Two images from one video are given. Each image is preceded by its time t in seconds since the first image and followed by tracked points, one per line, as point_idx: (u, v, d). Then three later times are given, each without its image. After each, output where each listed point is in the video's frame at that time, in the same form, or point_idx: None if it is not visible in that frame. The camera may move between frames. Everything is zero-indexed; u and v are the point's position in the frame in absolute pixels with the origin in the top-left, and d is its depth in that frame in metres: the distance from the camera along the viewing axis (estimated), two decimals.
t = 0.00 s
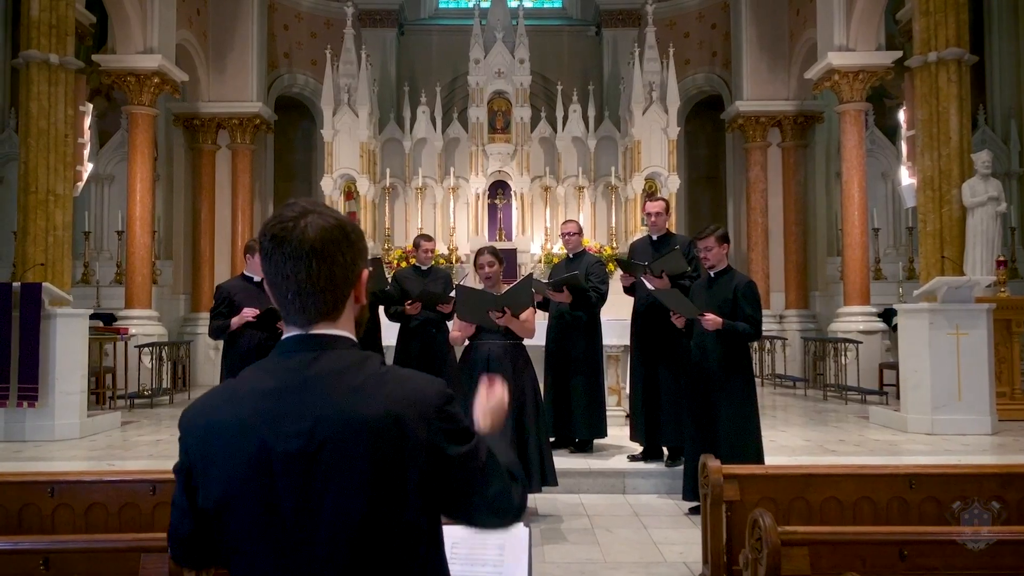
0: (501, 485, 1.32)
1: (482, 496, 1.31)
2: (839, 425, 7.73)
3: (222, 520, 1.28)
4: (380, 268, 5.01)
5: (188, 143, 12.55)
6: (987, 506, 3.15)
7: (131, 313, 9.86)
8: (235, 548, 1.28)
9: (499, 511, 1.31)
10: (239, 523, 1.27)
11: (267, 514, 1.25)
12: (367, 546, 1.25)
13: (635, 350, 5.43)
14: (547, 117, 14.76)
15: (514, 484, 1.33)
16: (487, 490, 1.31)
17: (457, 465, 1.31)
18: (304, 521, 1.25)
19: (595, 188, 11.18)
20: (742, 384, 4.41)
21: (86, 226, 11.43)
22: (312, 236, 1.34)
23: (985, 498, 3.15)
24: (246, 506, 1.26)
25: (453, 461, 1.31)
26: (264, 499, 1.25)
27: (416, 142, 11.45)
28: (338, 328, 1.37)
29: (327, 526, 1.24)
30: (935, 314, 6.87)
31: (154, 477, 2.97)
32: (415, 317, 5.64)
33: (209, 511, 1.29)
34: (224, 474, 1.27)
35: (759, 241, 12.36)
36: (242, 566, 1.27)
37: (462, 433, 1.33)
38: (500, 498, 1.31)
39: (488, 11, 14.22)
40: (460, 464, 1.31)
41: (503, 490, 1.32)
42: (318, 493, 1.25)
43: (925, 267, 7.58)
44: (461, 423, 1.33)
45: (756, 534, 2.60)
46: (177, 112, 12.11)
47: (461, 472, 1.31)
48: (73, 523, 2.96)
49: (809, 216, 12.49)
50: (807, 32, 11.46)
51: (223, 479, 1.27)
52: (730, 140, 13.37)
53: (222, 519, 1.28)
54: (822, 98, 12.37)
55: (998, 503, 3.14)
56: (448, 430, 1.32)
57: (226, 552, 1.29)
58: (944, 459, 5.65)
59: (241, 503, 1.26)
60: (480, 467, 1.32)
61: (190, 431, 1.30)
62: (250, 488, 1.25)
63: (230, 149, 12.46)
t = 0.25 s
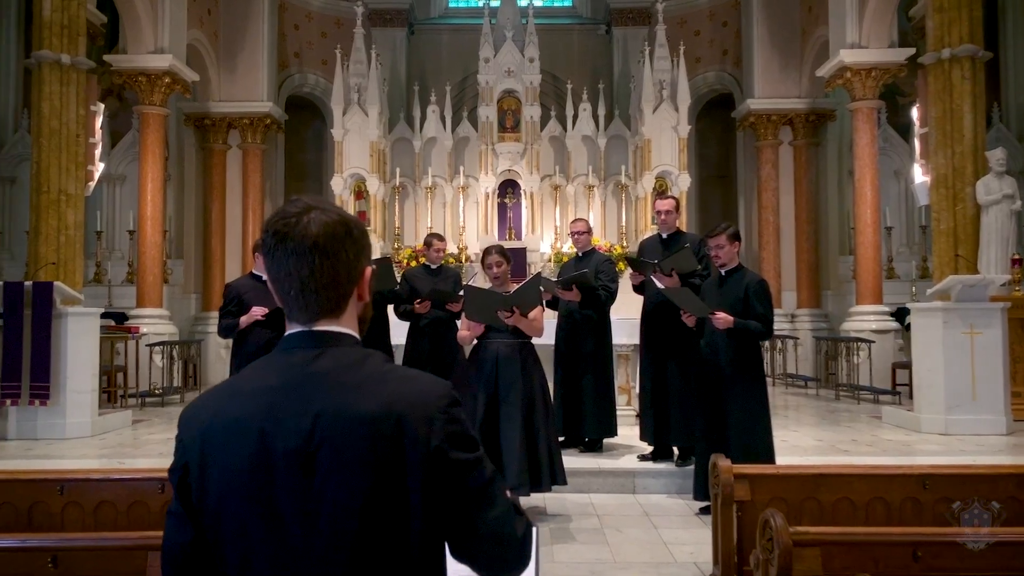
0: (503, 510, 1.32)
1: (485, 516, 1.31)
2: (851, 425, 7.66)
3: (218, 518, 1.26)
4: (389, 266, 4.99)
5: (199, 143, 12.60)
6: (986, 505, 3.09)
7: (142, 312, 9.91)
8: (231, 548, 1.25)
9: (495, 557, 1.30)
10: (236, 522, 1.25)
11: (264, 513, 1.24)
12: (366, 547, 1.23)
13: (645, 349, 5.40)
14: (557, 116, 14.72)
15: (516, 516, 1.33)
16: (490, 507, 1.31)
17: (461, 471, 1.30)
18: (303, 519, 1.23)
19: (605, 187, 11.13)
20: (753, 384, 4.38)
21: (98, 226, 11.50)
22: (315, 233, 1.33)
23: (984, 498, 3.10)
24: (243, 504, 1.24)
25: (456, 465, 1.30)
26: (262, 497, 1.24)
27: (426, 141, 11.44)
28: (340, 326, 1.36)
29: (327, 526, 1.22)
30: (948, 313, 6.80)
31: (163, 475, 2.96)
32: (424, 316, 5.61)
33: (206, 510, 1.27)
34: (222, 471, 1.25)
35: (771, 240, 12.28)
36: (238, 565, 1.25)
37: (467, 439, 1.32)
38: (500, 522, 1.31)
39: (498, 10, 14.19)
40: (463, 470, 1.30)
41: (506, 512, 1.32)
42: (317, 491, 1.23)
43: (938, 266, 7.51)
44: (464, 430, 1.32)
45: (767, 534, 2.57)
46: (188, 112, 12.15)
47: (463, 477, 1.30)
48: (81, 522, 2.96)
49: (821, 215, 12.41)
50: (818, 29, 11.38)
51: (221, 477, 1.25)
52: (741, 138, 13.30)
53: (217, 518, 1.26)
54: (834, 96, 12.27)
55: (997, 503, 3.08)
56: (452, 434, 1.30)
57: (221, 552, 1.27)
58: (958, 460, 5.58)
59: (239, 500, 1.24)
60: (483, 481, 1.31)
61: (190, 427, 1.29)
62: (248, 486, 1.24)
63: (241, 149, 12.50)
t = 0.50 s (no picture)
0: (512, 498, 1.31)
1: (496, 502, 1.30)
2: (869, 425, 7.59)
3: (223, 514, 1.26)
4: (403, 265, 4.98)
5: (215, 143, 12.68)
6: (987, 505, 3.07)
7: (158, 311, 9.98)
8: (236, 543, 1.25)
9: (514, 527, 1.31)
10: (241, 518, 1.25)
11: (268, 509, 1.23)
12: (372, 542, 1.22)
13: (659, 348, 5.37)
14: (571, 115, 14.68)
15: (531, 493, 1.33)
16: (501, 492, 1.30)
17: (468, 461, 1.29)
18: (307, 515, 1.22)
19: (619, 186, 11.09)
20: (769, 382, 4.34)
21: (115, 226, 11.60)
22: (320, 226, 1.32)
23: (985, 498, 3.07)
24: (247, 500, 1.24)
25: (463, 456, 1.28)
26: (265, 494, 1.23)
27: (440, 140, 11.45)
28: (346, 319, 1.35)
29: (331, 521, 1.22)
30: (967, 312, 6.72)
31: (176, 473, 2.97)
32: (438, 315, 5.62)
33: (211, 505, 1.27)
34: (226, 467, 1.25)
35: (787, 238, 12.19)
36: (244, 561, 1.25)
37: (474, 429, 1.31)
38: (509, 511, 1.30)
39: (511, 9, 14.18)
40: (469, 460, 1.29)
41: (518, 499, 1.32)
42: (321, 487, 1.22)
43: (957, 264, 7.41)
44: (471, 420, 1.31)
45: (782, 534, 2.54)
46: (204, 112, 12.24)
47: (470, 467, 1.29)
48: (96, 518, 2.98)
49: (838, 213, 12.30)
50: (835, 26, 11.28)
51: (225, 472, 1.25)
52: (757, 136, 13.20)
53: (223, 513, 1.26)
54: (851, 93, 12.16)
55: (997, 503, 3.06)
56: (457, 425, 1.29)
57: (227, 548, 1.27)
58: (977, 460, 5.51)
59: (242, 496, 1.24)
60: (492, 469, 1.30)
61: (195, 422, 1.29)
62: (251, 482, 1.23)
63: (257, 148, 12.57)
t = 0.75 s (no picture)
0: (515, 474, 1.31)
1: (498, 473, 1.31)
2: (888, 427, 7.49)
3: (225, 509, 1.27)
4: (415, 265, 4.96)
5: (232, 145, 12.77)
6: (986, 505, 2.99)
7: (176, 312, 10.08)
8: (238, 539, 1.27)
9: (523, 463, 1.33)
10: (241, 514, 1.26)
11: (267, 506, 1.23)
12: (371, 537, 1.22)
13: (673, 348, 5.33)
14: (587, 115, 14.63)
15: (534, 447, 1.36)
16: (503, 465, 1.31)
17: (467, 447, 1.29)
18: (304, 513, 1.22)
19: (635, 185, 11.04)
20: (784, 383, 4.29)
21: (134, 227, 11.71)
22: (311, 220, 1.30)
23: (984, 498, 2.99)
24: (247, 497, 1.25)
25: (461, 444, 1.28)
26: (263, 491, 1.23)
27: (455, 141, 11.46)
28: (341, 315, 1.33)
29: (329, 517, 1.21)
30: (988, 312, 6.62)
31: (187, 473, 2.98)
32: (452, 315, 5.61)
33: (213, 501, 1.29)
34: (225, 464, 1.26)
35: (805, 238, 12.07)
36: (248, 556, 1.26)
37: (471, 414, 1.30)
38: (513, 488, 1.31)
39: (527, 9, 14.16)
40: (468, 446, 1.29)
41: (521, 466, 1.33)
42: (317, 485, 1.22)
43: (978, 264, 7.30)
44: (467, 407, 1.30)
45: (795, 537, 2.51)
46: (221, 114, 12.34)
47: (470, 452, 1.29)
48: (109, 518, 2.99)
49: (856, 213, 12.16)
50: (853, 24, 11.16)
51: (226, 470, 1.26)
52: (774, 135, 13.09)
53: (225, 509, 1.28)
54: (869, 91, 12.02)
55: (997, 503, 2.97)
56: (452, 413, 1.28)
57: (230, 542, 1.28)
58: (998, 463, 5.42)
59: (242, 493, 1.25)
60: (492, 447, 1.31)
61: (194, 420, 1.30)
62: (250, 479, 1.24)
63: (273, 150, 12.65)
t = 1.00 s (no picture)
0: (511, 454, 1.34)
1: (494, 452, 1.34)
2: (909, 429, 7.37)
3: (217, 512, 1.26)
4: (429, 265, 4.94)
5: (251, 148, 12.88)
6: (986, 505, 2.95)
7: (195, 313, 10.16)
8: (230, 541, 1.26)
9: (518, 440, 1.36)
10: (234, 516, 1.25)
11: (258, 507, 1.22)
12: (364, 537, 1.21)
13: (689, 349, 5.29)
14: (604, 115, 14.57)
15: (528, 421, 1.39)
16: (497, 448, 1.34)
17: (459, 437, 1.30)
18: (296, 514, 1.21)
19: (653, 186, 10.97)
20: (801, 384, 4.23)
21: (154, 229, 11.82)
22: (298, 219, 1.29)
23: (984, 497, 2.95)
24: (238, 499, 1.24)
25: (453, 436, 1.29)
26: (254, 493, 1.22)
27: (472, 143, 11.45)
28: (331, 313, 1.33)
29: (322, 519, 1.20)
30: (1012, 313, 6.50)
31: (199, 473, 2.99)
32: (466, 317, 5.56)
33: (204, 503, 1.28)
34: (218, 467, 1.25)
35: (826, 238, 11.92)
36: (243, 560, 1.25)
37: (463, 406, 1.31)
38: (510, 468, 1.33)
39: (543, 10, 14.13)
40: (460, 436, 1.30)
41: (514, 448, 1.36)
42: (307, 486, 1.20)
43: (1002, 263, 7.17)
44: (459, 399, 1.31)
45: (808, 541, 2.46)
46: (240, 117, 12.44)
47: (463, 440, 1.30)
48: (122, 518, 3.00)
49: (878, 212, 12.00)
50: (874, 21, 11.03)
51: (217, 471, 1.25)
52: (794, 134, 12.94)
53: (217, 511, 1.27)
54: (892, 89, 11.86)
55: (997, 504, 2.93)
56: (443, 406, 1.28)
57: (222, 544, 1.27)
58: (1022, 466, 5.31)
59: (233, 495, 1.24)
60: (486, 433, 1.33)
61: (185, 423, 1.29)
62: (241, 480, 1.23)
63: (292, 153, 12.73)
